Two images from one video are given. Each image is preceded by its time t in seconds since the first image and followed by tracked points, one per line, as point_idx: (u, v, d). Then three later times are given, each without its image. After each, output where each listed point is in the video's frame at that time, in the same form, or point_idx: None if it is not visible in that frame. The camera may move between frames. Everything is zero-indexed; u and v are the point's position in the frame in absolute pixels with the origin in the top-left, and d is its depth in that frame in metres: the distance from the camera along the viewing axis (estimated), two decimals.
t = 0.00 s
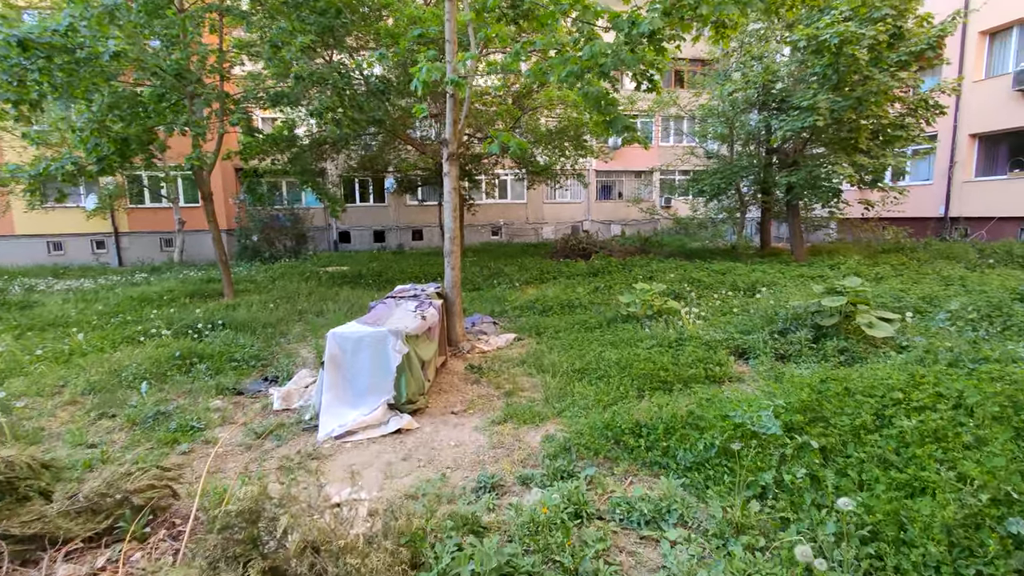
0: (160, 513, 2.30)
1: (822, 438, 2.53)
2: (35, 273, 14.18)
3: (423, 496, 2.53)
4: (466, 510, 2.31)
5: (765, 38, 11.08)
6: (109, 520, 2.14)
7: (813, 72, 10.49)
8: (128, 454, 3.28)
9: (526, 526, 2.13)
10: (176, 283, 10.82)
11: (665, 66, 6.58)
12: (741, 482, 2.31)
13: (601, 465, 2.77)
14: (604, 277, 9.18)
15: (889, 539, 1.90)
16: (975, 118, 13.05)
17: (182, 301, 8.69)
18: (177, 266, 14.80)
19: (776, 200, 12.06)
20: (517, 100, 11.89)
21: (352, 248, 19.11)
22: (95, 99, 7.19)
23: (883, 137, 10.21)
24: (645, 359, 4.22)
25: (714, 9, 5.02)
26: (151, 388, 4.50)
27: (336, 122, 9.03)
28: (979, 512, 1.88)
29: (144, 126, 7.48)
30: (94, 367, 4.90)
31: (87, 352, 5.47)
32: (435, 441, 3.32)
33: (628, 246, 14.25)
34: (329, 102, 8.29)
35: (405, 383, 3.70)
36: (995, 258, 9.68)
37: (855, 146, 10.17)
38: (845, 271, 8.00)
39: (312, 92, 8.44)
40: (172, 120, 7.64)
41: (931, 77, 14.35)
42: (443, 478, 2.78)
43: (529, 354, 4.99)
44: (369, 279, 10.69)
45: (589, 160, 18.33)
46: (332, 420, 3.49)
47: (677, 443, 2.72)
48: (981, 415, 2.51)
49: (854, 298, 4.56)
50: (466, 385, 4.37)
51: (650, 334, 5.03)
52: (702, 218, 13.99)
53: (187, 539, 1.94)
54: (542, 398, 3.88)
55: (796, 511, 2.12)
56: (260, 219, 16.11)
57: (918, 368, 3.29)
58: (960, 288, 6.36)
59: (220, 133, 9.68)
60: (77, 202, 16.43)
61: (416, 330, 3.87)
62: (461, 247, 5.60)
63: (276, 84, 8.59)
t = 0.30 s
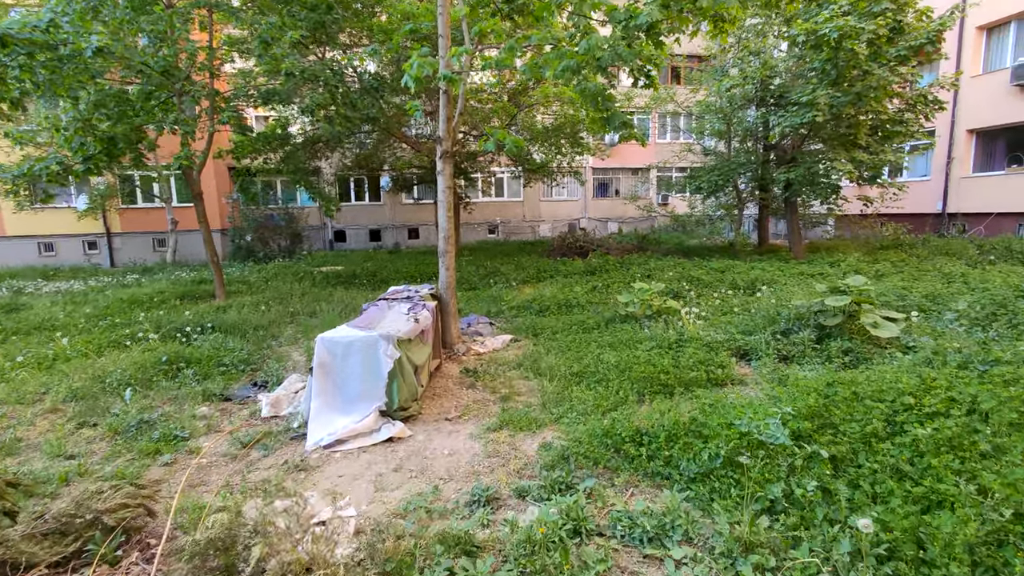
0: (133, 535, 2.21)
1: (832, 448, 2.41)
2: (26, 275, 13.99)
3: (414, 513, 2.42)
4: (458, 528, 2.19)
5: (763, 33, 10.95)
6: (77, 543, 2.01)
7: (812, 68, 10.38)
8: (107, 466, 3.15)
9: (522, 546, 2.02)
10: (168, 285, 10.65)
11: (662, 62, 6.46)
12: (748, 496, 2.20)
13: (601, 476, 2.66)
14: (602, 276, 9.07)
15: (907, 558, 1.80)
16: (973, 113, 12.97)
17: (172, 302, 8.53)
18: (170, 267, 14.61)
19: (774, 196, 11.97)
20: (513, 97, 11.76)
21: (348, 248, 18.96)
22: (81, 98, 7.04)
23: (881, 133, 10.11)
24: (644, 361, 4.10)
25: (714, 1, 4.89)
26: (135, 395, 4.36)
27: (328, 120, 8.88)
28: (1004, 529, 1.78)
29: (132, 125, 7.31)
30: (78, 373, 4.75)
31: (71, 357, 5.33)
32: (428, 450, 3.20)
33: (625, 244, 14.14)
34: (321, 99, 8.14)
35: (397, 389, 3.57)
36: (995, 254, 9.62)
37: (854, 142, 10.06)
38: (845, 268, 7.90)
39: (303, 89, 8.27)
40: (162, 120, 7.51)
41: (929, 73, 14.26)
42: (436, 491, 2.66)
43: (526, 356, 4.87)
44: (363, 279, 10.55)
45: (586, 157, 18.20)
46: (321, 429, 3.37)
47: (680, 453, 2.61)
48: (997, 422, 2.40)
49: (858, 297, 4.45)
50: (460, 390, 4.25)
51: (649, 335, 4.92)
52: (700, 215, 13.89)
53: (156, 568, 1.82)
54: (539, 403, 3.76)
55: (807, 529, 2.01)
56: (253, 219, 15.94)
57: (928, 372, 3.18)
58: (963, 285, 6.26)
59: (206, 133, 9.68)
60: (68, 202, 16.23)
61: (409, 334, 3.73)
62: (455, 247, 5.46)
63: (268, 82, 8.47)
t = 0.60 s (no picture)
0: (81, 554, 2.05)
1: (839, 459, 2.24)
2: (19, 275, 13.85)
3: (388, 530, 2.25)
4: (432, 549, 2.03)
5: (764, 26, 10.75)
6: (18, 564, 1.85)
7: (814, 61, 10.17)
8: (70, 476, 2.98)
9: (500, 569, 1.85)
10: (160, 284, 10.50)
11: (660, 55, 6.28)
12: (748, 513, 2.03)
13: (591, 488, 2.49)
14: (600, 274, 8.90)
15: None
16: (978, 108, 12.76)
17: (162, 302, 8.38)
18: (164, 266, 14.45)
19: (775, 193, 11.78)
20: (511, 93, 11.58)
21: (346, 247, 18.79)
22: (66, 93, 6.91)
23: (886, 128, 9.88)
24: (640, 363, 3.92)
25: None
26: (112, 399, 4.20)
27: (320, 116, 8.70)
28: None
29: (117, 121, 7.14)
30: (54, 376, 4.59)
31: (50, 359, 5.17)
32: (410, 458, 3.02)
33: (625, 242, 13.94)
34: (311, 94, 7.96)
35: (380, 394, 3.40)
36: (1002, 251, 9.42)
37: (858, 137, 9.80)
38: (849, 266, 7.72)
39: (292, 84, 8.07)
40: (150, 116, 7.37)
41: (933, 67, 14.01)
42: (414, 504, 2.48)
43: (519, 358, 4.69)
44: (358, 278, 10.38)
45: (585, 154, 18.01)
46: (299, 436, 3.20)
47: (675, 463, 2.43)
48: (1017, 430, 2.23)
49: (864, 296, 4.27)
50: (449, 393, 4.08)
51: (646, 334, 4.75)
52: (700, 212, 13.70)
53: None
54: (529, 407, 3.59)
55: (813, 550, 1.84)
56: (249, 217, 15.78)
57: (938, 374, 3.01)
58: (972, 283, 6.06)
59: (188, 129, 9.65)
60: (64, 202, 16.10)
61: (393, 335, 3.55)
62: (446, 245, 5.29)
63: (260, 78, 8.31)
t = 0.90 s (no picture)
0: None
1: (842, 486, 2.02)
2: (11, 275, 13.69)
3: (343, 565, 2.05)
4: None
5: (765, 23, 10.53)
6: None
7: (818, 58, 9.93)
8: (15, 494, 2.78)
9: None
10: (150, 285, 10.31)
11: (658, 50, 6.07)
12: (740, 551, 1.81)
13: (569, 515, 2.28)
14: (597, 276, 8.68)
15: None
16: (984, 106, 12.49)
17: (148, 304, 8.18)
18: (157, 266, 14.27)
19: (777, 193, 11.54)
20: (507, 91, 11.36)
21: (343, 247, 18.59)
22: (47, 88, 6.72)
23: (891, 126, 9.61)
24: (631, 372, 3.71)
25: None
26: (76, 408, 3.98)
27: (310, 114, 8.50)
28: None
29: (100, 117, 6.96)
30: (19, 383, 4.38)
31: (20, 364, 4.97)
32: (378, 477, 2.80)
33: (625, 243, 13.71)
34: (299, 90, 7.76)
35: (351, 406, 3.18)
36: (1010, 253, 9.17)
37: (862, 136, 9.61)
38: (853, 268, 7.49)
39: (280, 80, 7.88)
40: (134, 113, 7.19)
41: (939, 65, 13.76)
42: (376, 531, 2.27)
43: (506, 365, 4.47)
44: (351, 279, 10.17)
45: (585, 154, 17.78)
46: (263, 451, 2.99)
47: (662, 489, 2.21)
48: None
49: (869, 301, 4.05)
50: (429, 402, 3.87)
51: (639, 341, 4.54)
52: (700, 212, 13.44)
53: None
54: (512, 420, 3.37)
55: None
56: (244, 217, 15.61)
57: (950, 387, 2.79)
58: (981, 287, 5.82)
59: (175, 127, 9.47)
60: (58, 201, 15.95)
61: (367, 343, 3.33)
62: (431, 246, 5.08)
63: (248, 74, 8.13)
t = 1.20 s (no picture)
0: None
1: (853, 516, 1.86)
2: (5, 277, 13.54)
3: None
4: None
5: (766, 21, 10.38)
6: None
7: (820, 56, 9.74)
8: None
9: None
10: (142, 288, 10.16)
11: (656, 47, 5.88)
12: None
13: (558, 544, 2.10)
14: (596, 278, 8.52)
15: None
16: (989, 105, 12.30)
17: (137, 308, 8.02)
18: (151, 268, 14.12)
19: (779, 193, 11.36)
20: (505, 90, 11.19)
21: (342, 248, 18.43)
22: (31, 88, 6.58)
23: (895, 125, 9.41)
24: (627, 382, 3.54)
25: None
26: (49, 420, 3.82)
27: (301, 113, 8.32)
28: None
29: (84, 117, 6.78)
30: None
31: None
32: (357, 497, 2.63)
33: (624, 244, 13.54)
34: (289, 89, 7.59)
35: (330, 419, 3.01)
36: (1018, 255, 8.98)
37: (865, 135, 9.43)
38: (858, 271, 7.30)
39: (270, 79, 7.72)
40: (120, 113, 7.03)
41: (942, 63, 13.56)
42: (349, 561, 2.11)
43: (498, 374, 4.30)
44: (345, 281, 10.01)
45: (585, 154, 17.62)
46: (237, 468, 2.83)
47: (658, 517, 2.03)
48: None
49: (877, 306, 3.88)
50: (417, 413, 3.69)
51: (637, 347, 4.37)
52: (700, 213, 13.25)
53: None
54: (501, 433, 3.20)
55: None
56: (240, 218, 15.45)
57: (967, 401, 2.61)
58: (990, 291, 5.64)
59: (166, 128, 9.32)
60: (53, 201, 15.80)
61: (349, 353, 3.16)
62: (421, 249, 4.91)
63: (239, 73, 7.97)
